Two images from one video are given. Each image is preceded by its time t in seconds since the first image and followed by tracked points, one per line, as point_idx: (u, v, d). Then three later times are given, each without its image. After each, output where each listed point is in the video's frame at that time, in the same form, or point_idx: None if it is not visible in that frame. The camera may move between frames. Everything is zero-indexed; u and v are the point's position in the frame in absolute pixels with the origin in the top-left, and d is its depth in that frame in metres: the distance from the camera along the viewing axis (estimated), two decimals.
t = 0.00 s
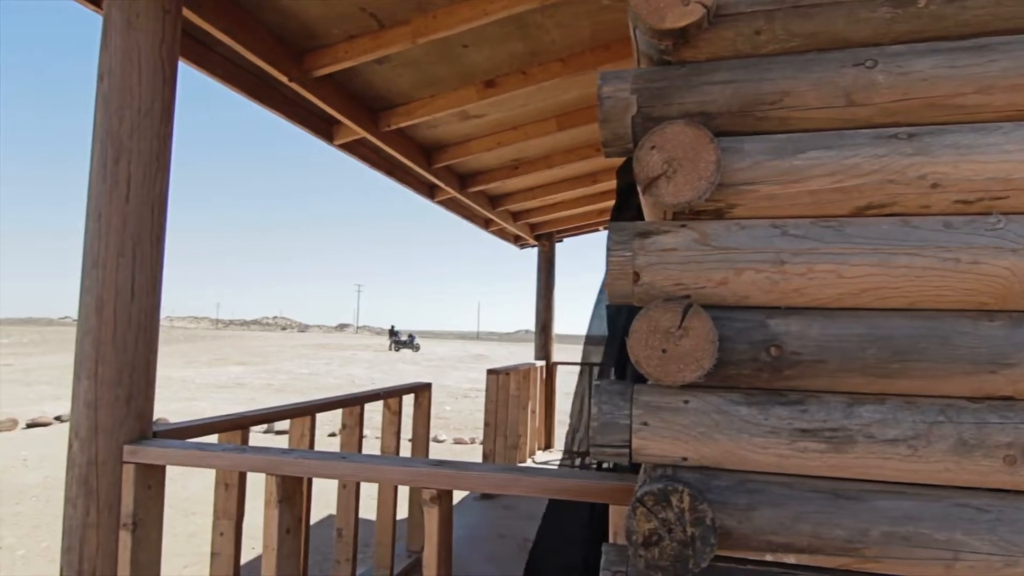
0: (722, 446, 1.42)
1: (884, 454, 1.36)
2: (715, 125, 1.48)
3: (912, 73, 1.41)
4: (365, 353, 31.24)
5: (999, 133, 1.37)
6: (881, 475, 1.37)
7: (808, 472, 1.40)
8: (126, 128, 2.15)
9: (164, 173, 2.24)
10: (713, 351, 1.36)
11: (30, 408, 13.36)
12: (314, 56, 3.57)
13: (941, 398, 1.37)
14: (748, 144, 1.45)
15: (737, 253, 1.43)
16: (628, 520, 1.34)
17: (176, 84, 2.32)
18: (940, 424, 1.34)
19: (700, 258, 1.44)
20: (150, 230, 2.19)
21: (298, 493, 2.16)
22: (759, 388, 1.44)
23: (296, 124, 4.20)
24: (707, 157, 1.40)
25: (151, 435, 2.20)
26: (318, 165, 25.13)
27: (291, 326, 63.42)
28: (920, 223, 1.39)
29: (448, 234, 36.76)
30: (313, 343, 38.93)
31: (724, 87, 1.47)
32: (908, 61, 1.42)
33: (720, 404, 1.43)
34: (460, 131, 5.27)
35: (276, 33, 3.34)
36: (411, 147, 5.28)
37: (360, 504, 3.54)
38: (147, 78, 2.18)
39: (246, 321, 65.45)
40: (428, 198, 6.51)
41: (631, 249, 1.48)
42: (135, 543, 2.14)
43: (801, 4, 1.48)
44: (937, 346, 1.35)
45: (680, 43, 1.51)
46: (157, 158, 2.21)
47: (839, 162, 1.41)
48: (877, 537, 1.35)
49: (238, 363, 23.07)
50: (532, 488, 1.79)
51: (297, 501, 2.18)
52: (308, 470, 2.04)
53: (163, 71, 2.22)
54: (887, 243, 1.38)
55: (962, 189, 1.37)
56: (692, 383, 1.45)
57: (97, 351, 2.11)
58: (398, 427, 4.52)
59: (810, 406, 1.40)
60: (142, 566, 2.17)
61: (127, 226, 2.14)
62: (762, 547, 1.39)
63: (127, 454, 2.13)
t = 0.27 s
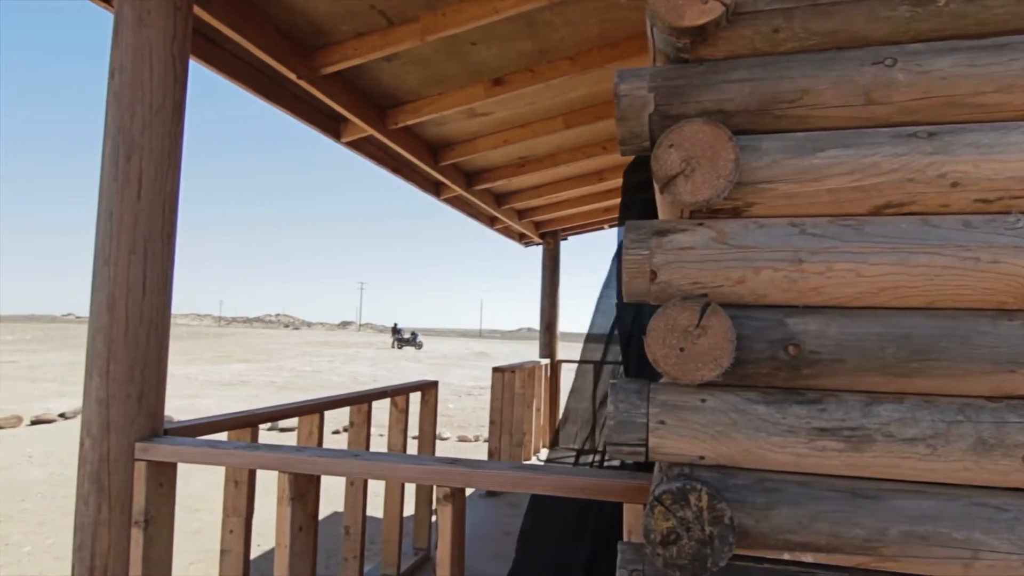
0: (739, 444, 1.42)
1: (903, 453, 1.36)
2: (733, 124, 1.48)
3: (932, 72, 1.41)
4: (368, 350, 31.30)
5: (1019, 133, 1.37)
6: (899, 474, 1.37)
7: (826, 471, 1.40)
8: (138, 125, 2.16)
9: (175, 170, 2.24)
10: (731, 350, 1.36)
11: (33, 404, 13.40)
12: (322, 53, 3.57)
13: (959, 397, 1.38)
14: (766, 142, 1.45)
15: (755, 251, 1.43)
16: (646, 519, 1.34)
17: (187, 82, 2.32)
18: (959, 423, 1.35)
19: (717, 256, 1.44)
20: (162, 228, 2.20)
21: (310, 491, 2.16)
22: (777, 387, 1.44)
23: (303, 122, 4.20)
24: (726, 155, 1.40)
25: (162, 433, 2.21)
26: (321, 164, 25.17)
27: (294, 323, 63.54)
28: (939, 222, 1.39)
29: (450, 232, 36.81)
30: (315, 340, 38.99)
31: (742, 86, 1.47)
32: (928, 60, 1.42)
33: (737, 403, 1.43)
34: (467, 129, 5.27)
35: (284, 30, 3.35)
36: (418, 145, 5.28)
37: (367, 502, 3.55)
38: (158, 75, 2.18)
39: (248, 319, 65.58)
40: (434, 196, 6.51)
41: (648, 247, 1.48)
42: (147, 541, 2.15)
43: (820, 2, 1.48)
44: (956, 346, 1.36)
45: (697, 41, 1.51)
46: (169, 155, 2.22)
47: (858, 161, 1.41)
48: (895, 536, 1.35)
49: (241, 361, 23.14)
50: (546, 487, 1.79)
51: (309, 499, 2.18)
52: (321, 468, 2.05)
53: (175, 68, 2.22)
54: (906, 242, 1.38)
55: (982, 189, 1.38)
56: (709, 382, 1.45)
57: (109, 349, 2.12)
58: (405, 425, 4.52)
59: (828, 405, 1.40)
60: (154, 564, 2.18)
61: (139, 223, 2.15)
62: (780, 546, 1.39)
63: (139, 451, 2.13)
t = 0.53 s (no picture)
0: (755, 443, 1.42)
1: (920, 453, 1.36)
2: (750, 122, 1.48)
3: (950, 71, 1.42)
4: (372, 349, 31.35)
5: None
6: (915, 473, 1.37)
7: (842, 470, 1.40)
8: (149, 122, 2.17)
9: (186, 166, 2.25)
10: (748, 348, 1.36)
11: (39, 401, 13.46)
12: (331, 50, 3.58)
13: (976, 396, 1.38)
14: (784, 141, 1.45)
15: (773, 250, 1.43)
16: (663, 517, 1.34)
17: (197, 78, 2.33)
18: (976, 422, 1.35)
19: (735, 255, 1.44)
20: (172, 224, 2.21)
21: (321, 488, 2.17)
22: (793, 386, 1.44)
23: (311, 119, 4.21)
24: (743, 154, 1.40)
25: (172, 430, 2.22)
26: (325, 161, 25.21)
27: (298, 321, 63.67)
28: (957, 221, 1.39)
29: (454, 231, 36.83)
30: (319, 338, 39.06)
31: (760, 84, 1.47)
32: (947, 58, 1.42)
33: (753, 401, 1.43)
34: (475, 127, 5.27)
35: (293, 27, 3.35)
36: (425, 143, 5.28)
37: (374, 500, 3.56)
38: (169, 72, 2.19)
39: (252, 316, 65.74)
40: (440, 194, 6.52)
41: (665, 245, 1.48)
42: (157, 538, 2.17)
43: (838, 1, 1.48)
44: (973, 345, 1.36)
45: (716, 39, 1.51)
46: (180, 152, 2.23)
47: (876, 159, 1.41)
48: (912, 535, 1.36)
49: (245, 358, 23.19)
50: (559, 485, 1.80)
51: (320, 497, 2.19)
52: (332, 465, 2.05)
53: (185, 64, 2.23)
54: (924, 241, 1.38)
55: (1000, 188, 1.37)
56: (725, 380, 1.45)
57: (120, 345, 2.13)
58: (412, 423, 4.54)
59: (845, 404, 1.40)
60: (164, 560, 2.19)
61: (150, 220, 2.16)
62: (796, 545, 1.40)
63: (150, 448, 2.14)
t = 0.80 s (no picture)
0: (772, 442, 1.42)
1: (937, 452, 1.36)
2: (767, 120, 1.48)
3: (968, 69, 1.41)
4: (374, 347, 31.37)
5: None
6: (932, 473, 1.37)
7: (858, 469, 1.40)
8: (158, 118, 2.16)
9: (194, 164, 2.25)
10: (766, 346, 1.36)
11: (41, 399, 13.51)
12: (338, 47, 3.58)
13: (995, 396, 1.37)
14: (801, 139, 1.45)
15: (790, 248, 1.42)
16: (680, 516, 1.34)
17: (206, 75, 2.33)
18: (994, 421, 1.34)
19: (751, 253, 1.44)
20: (181, 222, 2.21)
21: (331, 487, 2.17)
22: (810, 385, 1.44)
23: (317, 116, 4.20)
24: (761, 151, 1.39)
25: (181, 428, 2.21)
26: (328, 160, 25.24)
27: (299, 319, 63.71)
28: (975, 220, 1.39)
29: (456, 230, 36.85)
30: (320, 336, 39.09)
31: (777, 81, 1.47)
32: (964, 56, 1.42)
33: (769, 400, 1.43)
34: (480, 125, 5.26)
35: (300, 24, 3.35)
36: (430, 141, 5.28)
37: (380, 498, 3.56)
38: (178, 68, 2.19)
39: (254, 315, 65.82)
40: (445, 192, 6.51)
41: (681, 244, 1.47)
42: (166, 536, 2.17)
43: None
44: (992, 344, 1.35)
45: (732, 36, 1.51)
46: (188, 149, 2.23)
47: (894, 157, 1.41)
48: (929, 534, 1.35)
49: (247, 356, 23.23)
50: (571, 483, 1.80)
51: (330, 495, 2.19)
52: (342, 463, 2.05)
53: (194, 61, 2.22)
54: (942, 240, 1.38)
55: (1019, 186, 1.37)
56: (741, 379, 1.45)
57: (129, 343, 2.13)
58: (418, 421, 4.54)
59: (862, 404, 1.39)
60: (173, 558, 2.19)
61: (159, 217, 2.16)
62: (813, 544, 1.39)
63: (160, 446, 2.14)
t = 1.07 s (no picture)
0: (788, 441, 1.41)
1: (955, 452, 1.35)
2: (784, 118, 1.47)
3: (988, 66, 1.41)
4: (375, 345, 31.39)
5: None
6: (951, 473, 1.36)
7: (876, 469, 1.39)
8: (167, 115, 2.16)
9: (204, 160, 2.24)
10: (783, 345, 1.35)
11: (44, 396, 13.53)
12: (345, 44, 3.57)
13: (1014, 396, 1.36)
14: (818, 136, 1.44)
15: (807, 247, 1.42)
16: (696, 516, 1.33)
17: (215, 72, 2.32)
18: (1014, 421, 1.33)
19: (768, 252, 1.43)
20: (191, 218, 2.20)
21: (341, 485, 2.16)
22: (827, 384, 1.43)
23: (322, 114, 4.19)
24: (779, 149, 1.38)
25: (190, 426, 2.21)
26: (330, 158, 25.24)
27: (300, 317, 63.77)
28: (994, 218, 1.38)
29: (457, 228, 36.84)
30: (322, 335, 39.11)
31: (795, 79, 1.46)
32: (983, 54, 1.41)
33: (786, 400, 1.42)
34: (486, 123, 5.25)
35: (308, 21, 3.35)
36: (436, 138, 5.27)
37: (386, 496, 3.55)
38: (187, 64, 2.18)
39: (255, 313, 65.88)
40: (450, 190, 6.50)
41: (697, 242, 1.46)
42: (176, 534, 2.17)
43: None
44: (1011, 343, 1.34)
45: (749, 33, 1.51)
46: (198, 146, 2.22)
47: (913, 155, 1.40)
48: (947, 534, 1.35)
49: (249, 354, 23.26)
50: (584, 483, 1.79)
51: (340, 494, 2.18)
52: (353, 462, 2.04)
53: (203, 57, 2.22)
54: (961, 238, 1.37)
55: None
56: (758, 378, 1.44)
57: (138, 341, 2.12)
58: (423, 420, 4.54)
59: (880, 403, 1.39)
60: (182, 556, 2.18)
61: (168, 213, 2.15)
62: (829, 544, 1.39)
63: (168, 444, 2.13)
